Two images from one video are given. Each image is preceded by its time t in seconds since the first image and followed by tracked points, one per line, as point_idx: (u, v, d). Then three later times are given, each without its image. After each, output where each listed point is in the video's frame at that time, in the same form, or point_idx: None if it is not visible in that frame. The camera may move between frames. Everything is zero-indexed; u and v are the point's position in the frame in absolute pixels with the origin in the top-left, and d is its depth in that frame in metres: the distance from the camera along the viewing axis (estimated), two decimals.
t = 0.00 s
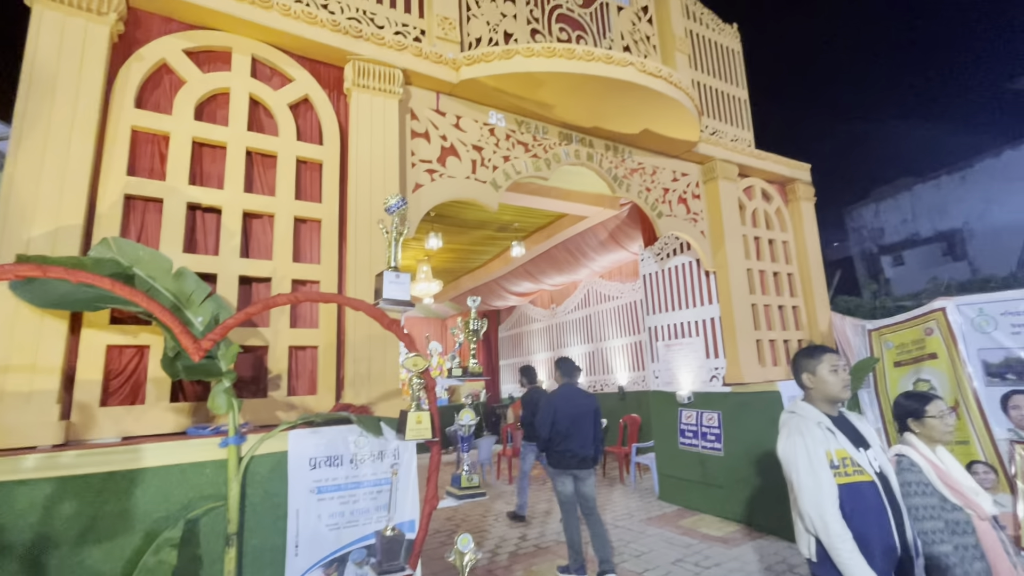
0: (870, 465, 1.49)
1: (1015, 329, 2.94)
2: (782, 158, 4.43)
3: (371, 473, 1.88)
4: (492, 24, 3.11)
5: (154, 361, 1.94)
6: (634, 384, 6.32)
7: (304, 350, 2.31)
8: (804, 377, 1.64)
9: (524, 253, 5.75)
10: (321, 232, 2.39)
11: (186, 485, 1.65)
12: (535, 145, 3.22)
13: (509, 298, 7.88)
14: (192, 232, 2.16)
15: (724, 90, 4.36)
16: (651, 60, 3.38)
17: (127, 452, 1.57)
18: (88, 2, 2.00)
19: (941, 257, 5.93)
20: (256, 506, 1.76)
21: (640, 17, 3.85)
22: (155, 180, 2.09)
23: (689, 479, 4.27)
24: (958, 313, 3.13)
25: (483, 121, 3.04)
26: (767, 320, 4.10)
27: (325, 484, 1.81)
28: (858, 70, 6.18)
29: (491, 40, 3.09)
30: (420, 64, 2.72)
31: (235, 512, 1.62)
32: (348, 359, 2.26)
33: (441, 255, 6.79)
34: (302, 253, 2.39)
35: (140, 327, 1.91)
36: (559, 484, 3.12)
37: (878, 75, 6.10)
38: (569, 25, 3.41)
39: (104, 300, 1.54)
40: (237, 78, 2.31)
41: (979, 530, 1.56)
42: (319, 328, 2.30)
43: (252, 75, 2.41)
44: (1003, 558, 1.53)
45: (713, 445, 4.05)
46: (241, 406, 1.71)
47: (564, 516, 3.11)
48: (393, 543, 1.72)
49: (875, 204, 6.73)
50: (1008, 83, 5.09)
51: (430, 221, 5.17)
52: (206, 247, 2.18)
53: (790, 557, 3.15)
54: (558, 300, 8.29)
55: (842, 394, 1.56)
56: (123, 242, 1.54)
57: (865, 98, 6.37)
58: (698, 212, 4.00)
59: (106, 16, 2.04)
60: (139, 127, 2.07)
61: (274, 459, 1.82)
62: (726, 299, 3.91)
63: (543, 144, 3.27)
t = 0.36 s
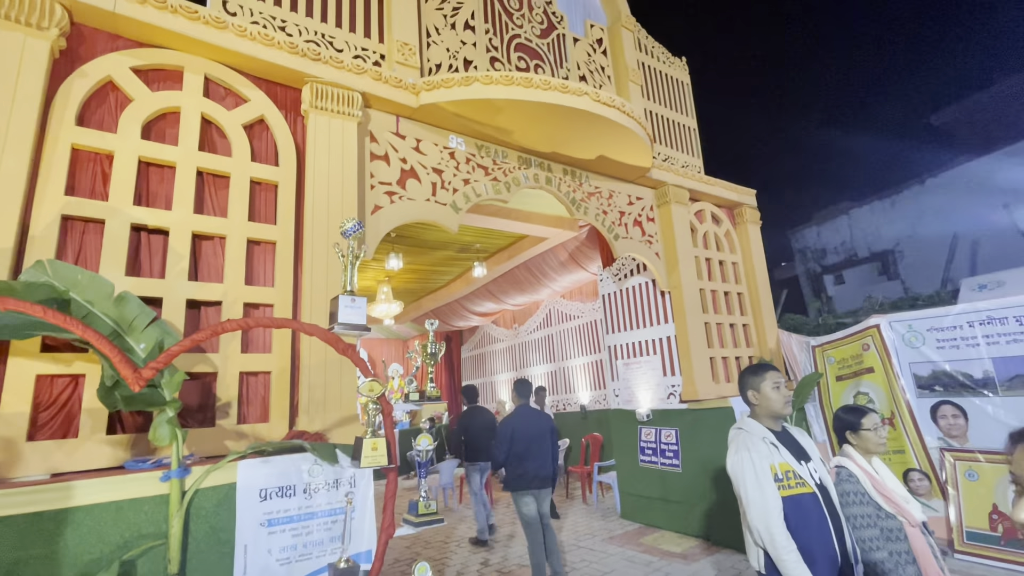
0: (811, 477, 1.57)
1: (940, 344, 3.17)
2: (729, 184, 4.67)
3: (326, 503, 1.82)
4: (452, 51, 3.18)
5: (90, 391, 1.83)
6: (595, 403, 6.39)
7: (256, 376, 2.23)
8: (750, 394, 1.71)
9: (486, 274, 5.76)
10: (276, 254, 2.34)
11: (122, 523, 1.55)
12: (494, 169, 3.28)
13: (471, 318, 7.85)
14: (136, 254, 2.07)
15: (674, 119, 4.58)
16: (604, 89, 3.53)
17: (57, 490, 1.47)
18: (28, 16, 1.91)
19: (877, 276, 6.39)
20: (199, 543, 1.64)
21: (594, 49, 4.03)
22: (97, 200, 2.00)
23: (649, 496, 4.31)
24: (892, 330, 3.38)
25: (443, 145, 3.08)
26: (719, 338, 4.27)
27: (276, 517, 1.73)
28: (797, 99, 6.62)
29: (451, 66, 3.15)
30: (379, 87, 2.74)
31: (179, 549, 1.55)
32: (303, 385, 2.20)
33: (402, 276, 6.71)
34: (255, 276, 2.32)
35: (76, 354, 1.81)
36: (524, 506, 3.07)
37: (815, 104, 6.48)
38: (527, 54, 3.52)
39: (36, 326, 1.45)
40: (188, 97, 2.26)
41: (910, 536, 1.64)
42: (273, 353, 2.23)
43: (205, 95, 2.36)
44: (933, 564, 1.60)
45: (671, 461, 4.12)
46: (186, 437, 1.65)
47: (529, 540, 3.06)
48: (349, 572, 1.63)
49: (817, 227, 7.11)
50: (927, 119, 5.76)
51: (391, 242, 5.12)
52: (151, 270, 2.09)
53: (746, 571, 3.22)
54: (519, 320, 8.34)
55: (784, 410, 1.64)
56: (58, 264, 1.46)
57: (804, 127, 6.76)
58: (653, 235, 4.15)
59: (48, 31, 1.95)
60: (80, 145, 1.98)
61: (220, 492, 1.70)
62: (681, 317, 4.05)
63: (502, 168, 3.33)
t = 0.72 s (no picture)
0: (786, 474, 1.61)
1: (905, 343, 3.24)
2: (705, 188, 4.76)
3: (302, 510, 1.78)
4: (430, 53, 3.17)
5: (51, 399, 1.76)
6: (575, 406, 6.41)
7: (229, 382, 2.18)
8: (726, 393, 1.74)
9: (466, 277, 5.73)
10: (250, 257, 2.29)
11: (86, 535, 1.49)
12: (473, 172, 3.28)
13: (451, 321, 7.81)
14: (102, 256, 2.00)
15: (651, 124, 4.66)
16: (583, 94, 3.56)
17: (15, 504, 1.40)
18: None
19: (846, 278, 6.65)
20: (169, 555, 1.59)
21: (572, 54, 4.07)
22: (59, 201, 1.92)
23: (629, 497, 4.34)
24: (860, 330, 3.44)
25: (421, 147, 3.06)
26: (696, 339, 4.34)
27: (249, 526, 1.69)
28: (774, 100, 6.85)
29: (429, 69, 3.14)
30: (356, 89, 2.72)
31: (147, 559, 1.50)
32: (278, 390, 2.15)
33: (380, 279, 6.63)
34: (227, 280, 2.27)
35: (36, 361, 1.73)
36: (506, 507, 3.06)
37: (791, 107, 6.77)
38: (506, 58, 3.53)
39: None
40: (157, 96, 2.20)
41: (881, 530, 1.65)
42: (246, 358, 2.18)
43: (175, 94, 2.30)
44: (903, 558, 1.62)
45: (650, 461, 4.16)
46: (154, 446, 1.60)
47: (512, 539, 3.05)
48: None
49: (789, 230, 7.42)
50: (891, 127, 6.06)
51: (369, 244, 5.05)
52: (118, 274, 2.02)
53: (724, 568, 3.27)
54: (500, 323, 8.34)
55: (760, 408, 1.67)
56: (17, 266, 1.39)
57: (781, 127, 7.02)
58: (631, 238, 4.20)
59: (7, 25, 1.87)
60: (41, 144, 1.90)
61: (191, 501, 1.66)
62: (659, 318, 4.10)
63: (482, 171, 3.33)
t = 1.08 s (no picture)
0: (786, 464, 1.58)
1: (896, 336, 3.31)
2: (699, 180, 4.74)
3: (289, 503, 1.73)
4: (423, 37, 3.10)
5: (26, 388, 1.68)
6: (567, 399, 6.41)
7: (214, 371, 2.11)
8: (726, 382, 1.71)
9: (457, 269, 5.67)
10: (236, 243, 2.22)
11: (62, 529, 1.42)
12: (467, 159, 3.22)
13: (442, 314, 7.75)
14: (80, 240, 1.92)
15: (646, 115, 4.61)
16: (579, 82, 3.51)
17: None
18: None
19: (834, 274, 6.76)
20: (150, 549, 1.53)
21: (567, 42, 4.00)
22: (34, 181, 1.84)
23: (621, 489, 4.33)
24: (852, 323, 3.51)
25: (414, 133, 2.99)
26: (689, 332, 4.34)
27: (235, 519, 1.62)
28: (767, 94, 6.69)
29: (422, 53, 3.07)
30: (347, 71, 2.64)
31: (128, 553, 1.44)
32: (265, 380, 2.09)
33: (370, 270, 6.53)
34: (212, 266, 2.19)
35: (10, 348, 1.66)
36: (493, 497, 3.03)
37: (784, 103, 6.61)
38: (500, 44, 3.47)
39: None
40: (139, 73, 2.11)
41: (880, 521, 1.64)
42: (232, 346, 2.11)
43: (158, 72, 2.21)
44: (901, 547, 1.60)
45: (642, 454, 4.15)
46: (135, 436, 1.54)
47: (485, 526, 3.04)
48: None
49: (779, 225, 7.40)
50: (882, 123, 5.95)
51: (359, 234, 4.97)
52: (97, 259, 1.94)
53: (716, 560, 3.27)
54: (491, 316, 8.30)
55: (760, 397, 1.65)
56: None
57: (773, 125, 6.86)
58: (624, 230, 4.17)
59: None
60: (14, 121, 1.81)
61: (174, 493, 1.59)
62: (652, 311, 4.08)
63: (475, 159, 3.27)
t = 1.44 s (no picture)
0: (795, 466, 1.53)
1: (902, 336, 3.26)
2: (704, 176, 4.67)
3: (281, 497, 1.67)
4: (426, 23, 3.02)
5: (10, 375, 1.63)
6: (566, 395, 6.37)
7: (207, 360, 2.06)
8: (733, 380, 1.66)
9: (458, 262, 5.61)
10: (231, 230, 2.17)
11: (45, 520, 1.38)
12: (469, 149, 3.16)
13: (442, 308, 7.70)
14: (69, 224, 1.86)
15: (651, 108, 4.54)
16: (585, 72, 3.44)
17: None
18: None
19: (838, 273, 6.79)
20: (136, 542, 1.48)
21: (573, 33, 3.92)
22: (22, 162, 1.78)
23: (619, 487, 4.30)
24: (857, 322, 3.48)
25: (415, 121, 2.93)
26: (691, 329, 4.29)
27: (224, 513, 1.57)
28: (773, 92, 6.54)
29: (425, 40, 3.00)
30: (347, 56, 2.57)
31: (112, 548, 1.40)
32: (259, 370, 2.04)
33: (370, 262, 6.48)
34: (205, 253, 2.14)
35: None
36: (491, 492, 2.99)
37: (790, 102, 6.51)
38: (505, 33, 3.39)
39: None
40: (131, 53, 2.05)
41: (890, 525, 1.59)
42: (225, 335, 2.06)
43: (151, 53, 2.15)
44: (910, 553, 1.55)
45: (641, 451, 4.11)
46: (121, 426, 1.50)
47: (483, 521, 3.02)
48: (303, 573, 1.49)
49: (782, 224, 7.66)
50: (885, 122, 5.97)
51: (359, 225, 4.91)
52: (86, 244, 1.88)
53: (715, 560, 3.23)
54: (491, 311, 8.26)
55: (768, 396, 1.59)
56: None
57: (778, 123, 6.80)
58: (628, 224, 4.11)
59: None
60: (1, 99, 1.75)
61: (162, 486, 1.55)
62: (654, 307, 4.03)
63: (477, 149, 3.21)
